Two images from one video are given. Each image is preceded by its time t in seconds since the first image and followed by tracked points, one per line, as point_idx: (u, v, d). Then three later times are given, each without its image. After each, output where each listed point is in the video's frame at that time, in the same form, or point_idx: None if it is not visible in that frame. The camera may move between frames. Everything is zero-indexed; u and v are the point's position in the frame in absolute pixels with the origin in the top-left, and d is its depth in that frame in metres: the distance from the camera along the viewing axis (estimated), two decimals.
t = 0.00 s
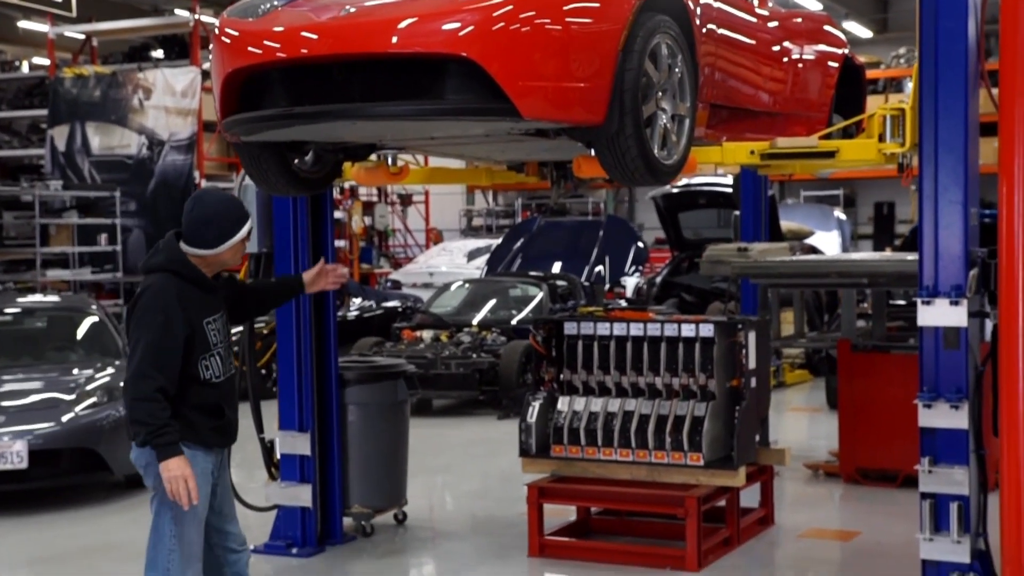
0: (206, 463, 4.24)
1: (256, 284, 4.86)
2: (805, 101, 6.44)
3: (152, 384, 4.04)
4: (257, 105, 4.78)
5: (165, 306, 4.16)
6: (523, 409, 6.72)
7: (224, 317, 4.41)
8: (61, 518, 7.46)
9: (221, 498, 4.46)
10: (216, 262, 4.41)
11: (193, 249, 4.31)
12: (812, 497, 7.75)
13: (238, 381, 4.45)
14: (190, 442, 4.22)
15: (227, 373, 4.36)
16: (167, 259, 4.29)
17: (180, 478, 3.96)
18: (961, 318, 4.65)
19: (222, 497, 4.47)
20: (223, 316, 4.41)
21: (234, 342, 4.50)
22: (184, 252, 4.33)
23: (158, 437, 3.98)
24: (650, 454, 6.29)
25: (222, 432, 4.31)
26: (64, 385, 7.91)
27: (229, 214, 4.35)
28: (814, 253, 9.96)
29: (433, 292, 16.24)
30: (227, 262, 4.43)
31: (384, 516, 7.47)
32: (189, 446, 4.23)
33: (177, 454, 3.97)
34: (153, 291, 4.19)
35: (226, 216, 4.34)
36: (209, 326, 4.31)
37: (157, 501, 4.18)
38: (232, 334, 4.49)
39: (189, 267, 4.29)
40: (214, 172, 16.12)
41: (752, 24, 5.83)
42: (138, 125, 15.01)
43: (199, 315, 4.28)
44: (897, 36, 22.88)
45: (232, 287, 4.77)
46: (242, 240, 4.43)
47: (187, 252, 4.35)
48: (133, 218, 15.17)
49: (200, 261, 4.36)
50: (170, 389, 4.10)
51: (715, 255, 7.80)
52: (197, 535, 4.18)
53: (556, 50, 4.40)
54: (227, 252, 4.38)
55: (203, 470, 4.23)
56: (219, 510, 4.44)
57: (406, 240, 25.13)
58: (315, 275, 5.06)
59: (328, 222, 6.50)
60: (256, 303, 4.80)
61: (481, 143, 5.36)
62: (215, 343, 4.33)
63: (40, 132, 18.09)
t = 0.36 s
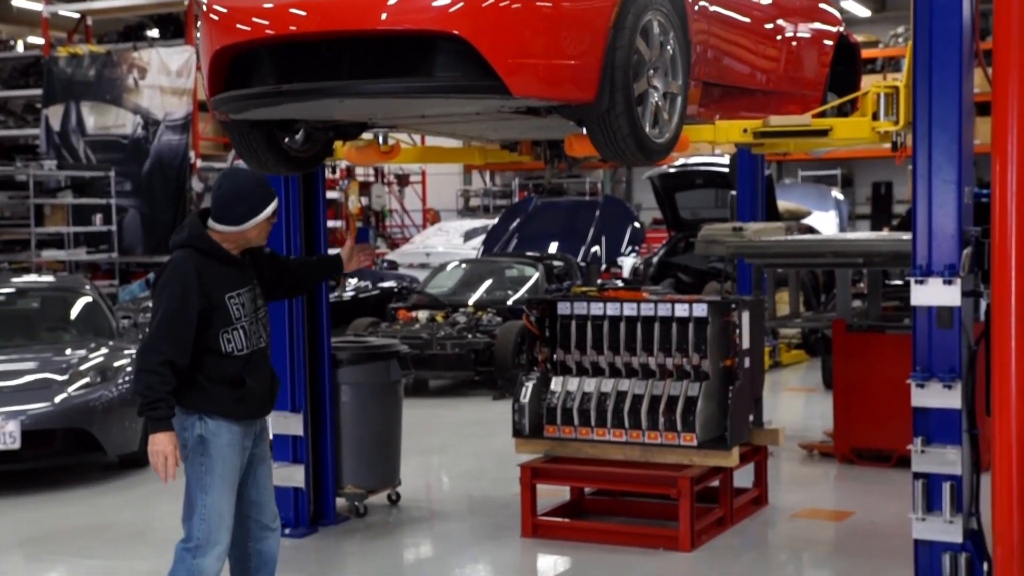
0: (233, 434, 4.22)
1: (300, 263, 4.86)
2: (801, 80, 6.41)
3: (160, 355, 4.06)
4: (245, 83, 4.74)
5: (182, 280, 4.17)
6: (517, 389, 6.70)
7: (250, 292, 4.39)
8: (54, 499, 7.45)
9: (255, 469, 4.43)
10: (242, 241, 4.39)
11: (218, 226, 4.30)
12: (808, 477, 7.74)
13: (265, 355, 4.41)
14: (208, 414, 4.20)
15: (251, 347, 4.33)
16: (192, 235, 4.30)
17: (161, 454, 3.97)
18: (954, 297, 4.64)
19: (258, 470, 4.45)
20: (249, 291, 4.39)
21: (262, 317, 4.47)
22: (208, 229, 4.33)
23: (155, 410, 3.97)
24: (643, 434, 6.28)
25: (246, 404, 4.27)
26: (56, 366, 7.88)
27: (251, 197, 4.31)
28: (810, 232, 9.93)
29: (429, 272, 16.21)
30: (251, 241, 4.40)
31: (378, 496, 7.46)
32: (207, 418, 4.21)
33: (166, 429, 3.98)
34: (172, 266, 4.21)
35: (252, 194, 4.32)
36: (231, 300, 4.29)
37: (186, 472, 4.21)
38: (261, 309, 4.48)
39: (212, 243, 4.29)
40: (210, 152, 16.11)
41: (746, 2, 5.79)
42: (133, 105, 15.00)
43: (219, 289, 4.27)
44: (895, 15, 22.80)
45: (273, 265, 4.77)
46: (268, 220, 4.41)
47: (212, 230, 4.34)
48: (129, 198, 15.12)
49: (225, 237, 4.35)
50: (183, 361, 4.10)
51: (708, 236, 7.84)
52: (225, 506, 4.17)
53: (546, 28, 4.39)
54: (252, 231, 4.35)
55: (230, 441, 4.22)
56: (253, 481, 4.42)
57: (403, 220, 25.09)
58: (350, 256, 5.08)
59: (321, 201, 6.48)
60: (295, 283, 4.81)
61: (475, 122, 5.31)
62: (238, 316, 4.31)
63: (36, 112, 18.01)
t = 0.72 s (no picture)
0: (243, 417, 4.20)
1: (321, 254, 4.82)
2: (800, 66, 6.38)
3: (167, 333, 4.05)
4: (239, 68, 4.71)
5: (192, 259, 4.16)
6: (514, 376, 6.70)
7: (264, 273, 4.36)
8: (51, 486, 7.45)
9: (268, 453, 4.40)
10: (258, 226, 4.38)
11: (234, 207, 4.30)
12: (806, 464, 7.74)
13: (279, 337, 4.37)
14: (217, 395, 4.19)
15: (264, 328, 4.29)
16: (207, 217, 4.29)
17: (164, 431, 3.97)
18: (953, 284, 4.64)
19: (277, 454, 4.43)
20: (264, 272, 4.36)
21: (278, 301, 4.43)
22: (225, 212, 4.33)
23: (160, 387, 3.98)
24: (640, 421, 6.26)
25: (256, 385, 4.22)
26: (53, 352, 7.86)
27: (264, 178, 4.30)
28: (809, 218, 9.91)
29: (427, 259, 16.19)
30: (267, 225, 4.37)
31: (376, 483, 7.45)
32: (218, 399, 4.19)
33: (171, 406, 3.99)
34: (185, 246, 4.20)
35: (269, 175, 4.32)
36: (243, 281, 4.26)
37: (198, 452, 4.23)
38: (276, 293, 4.44)
39: (226, 225, 4.28)
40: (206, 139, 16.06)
41: None
42: (131, 92, 14.98)
43: (231, 270, 4.24)
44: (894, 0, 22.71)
45: (294, 254, 4.73)
46: (284, 204, 4.38)
47: (228, 213, 4.33)
48: (126, 184, 15.08)
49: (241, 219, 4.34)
50: (192, 340, 4.08)
51: (706, 222, 7.80)
52: (233, 488, 4.17)
53: (541, 13, 4.38)
54: (267, 213, 4.33)
55: (241, 425, 4.20)
56: (264, 464, 4.40)
57: (401, 207, 25.06)
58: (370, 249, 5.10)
59: (318, 188, 6.47)
60: (315, 274, 4.78)
61: (470, 108, 5.28)
62: (250, 297, 4.27)
63: (33, 98, 17.94)
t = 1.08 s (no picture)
0: (239, 397, 4.18)
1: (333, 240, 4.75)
2: (800, 45, 6.34)
3: (163, 308, 4.06)
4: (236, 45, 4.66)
5: (188, 235, 4.14)
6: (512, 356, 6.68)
7: (264, 251, 4.31)
8: (49, 466, 7.43)
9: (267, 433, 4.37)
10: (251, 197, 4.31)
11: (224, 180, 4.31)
12: (804, 445, 7.73)
13: (277, 316, 4.31)
14: (213, 375, 4.17)
15: (260, 307, 4.25)
16: (205, 194, 4.26)
17: (173, 399, 3.95)
18: (954, 264, 4.64)
19: (277, 435, 4.41)
20: (264, 251, 4.31)
21: (280, 280, 4.38)
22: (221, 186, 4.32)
23: (161, 358, 3.99)
24: (639, 402, 6.25)
25: (250, 365, 4.19)
26: (49, 332, 7.84)
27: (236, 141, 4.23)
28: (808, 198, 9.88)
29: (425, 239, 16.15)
30: (248, 193, 4.26)
31: (374, 464, 7.44)
32: (214, 378, 4.18)
33: (176, 375, 3.98)
34: (183, 222, 4.19)
35: (241, 140, 4.26)
36: (239, 258, 4.22)
37: (193, 430, 4.23)
38: (278, 272, 4.38)
39: (224, 202, 4.25)
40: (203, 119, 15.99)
41: None
42: (126, 71, 14.91)
43: (226, 246, 4.21)
44: None
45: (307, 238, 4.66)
46: (258, 168, 4.23)
47: (229, 190, 4.32)
48: (123, 164, 15.12)
49: (233, 192, 4.32)
50: (186, 315, 4.07)
51: (705, 203, 7.76)
52: (226, 469, 4.16)
53: None
54: (239, 177, 4.25)
55: (236, 404, 4.18)
56: (263, 444, 4.38)
57: (399, 187, 24.99)
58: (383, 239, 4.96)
59: (315, 166, 6.43)
60: (325, 259, 4.70)
61: (470, 86, 5.23)
62: (246, 275, 4.23)
63: (29, 77, 17.84)
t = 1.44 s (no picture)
0: (237, 389, 4.14)
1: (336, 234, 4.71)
2: (806, 32, 6.29)
3: (159, 296, 4.03)
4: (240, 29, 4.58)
5: (187, 223, 4.10)
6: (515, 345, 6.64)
7: (266, 242, 4.26)
8: (49, 456, 7.38)
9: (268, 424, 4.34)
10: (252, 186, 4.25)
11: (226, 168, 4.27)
12: (806, 434, 7.71)
13: (277, 308, 4.26)
14: (211, 366, 4.13)
15: (259, 298, 4.20)
16: (206, 181, 4.21)
17: (150, 393, 3.98)
18: (962, 253, 4.63)
19: (277, 427, 4.38)
20: (265, 241, 4.26)
21: (281, 271, 4.32)
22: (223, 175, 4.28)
23: (147, 348, 4.00)
24: (643, 391, 6.23)
25: (246, 357, 4.16)
26: (48, 321, 7.79)
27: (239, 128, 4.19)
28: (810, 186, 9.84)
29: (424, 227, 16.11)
30: (249, 182, 4.20)
31: (375, 454, 7.42)
32: (211, 370, 4.14)
33: (159, 368, 3.99)
34: (184, 209, 4.15)
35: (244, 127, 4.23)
36: (239, 248, 4.17)
37: (192, 421, 4.20)
38: (280, 263, 4.33)
39: (226, 190, 4.20)
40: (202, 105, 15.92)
41: None
42: (124, 57, 14.84)
43: (226, 236, 4.16)
44: None
45: (311, 230, 4.60)
46: (261, 156, 4.18)
47: (230, 178, 4.27)
48: (121, 151, 14.98)
49: (235, 180, 4.26)
50: (182, 305, 4.05)
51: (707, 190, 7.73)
52: (223, 462, 4.13)
53: None
54: (241, 164, 4.20)
55: (235, 397, 4.14)
56: (263, 437, 4.35)
57: (397, 174, 24.93)
58: (386, 236, 4.86)
59: (316, 155, 6.39)
60: (327, 252, 4.66)
61: (474, 73, 5.18)
62: (246, 265, 4.18)
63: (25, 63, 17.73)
